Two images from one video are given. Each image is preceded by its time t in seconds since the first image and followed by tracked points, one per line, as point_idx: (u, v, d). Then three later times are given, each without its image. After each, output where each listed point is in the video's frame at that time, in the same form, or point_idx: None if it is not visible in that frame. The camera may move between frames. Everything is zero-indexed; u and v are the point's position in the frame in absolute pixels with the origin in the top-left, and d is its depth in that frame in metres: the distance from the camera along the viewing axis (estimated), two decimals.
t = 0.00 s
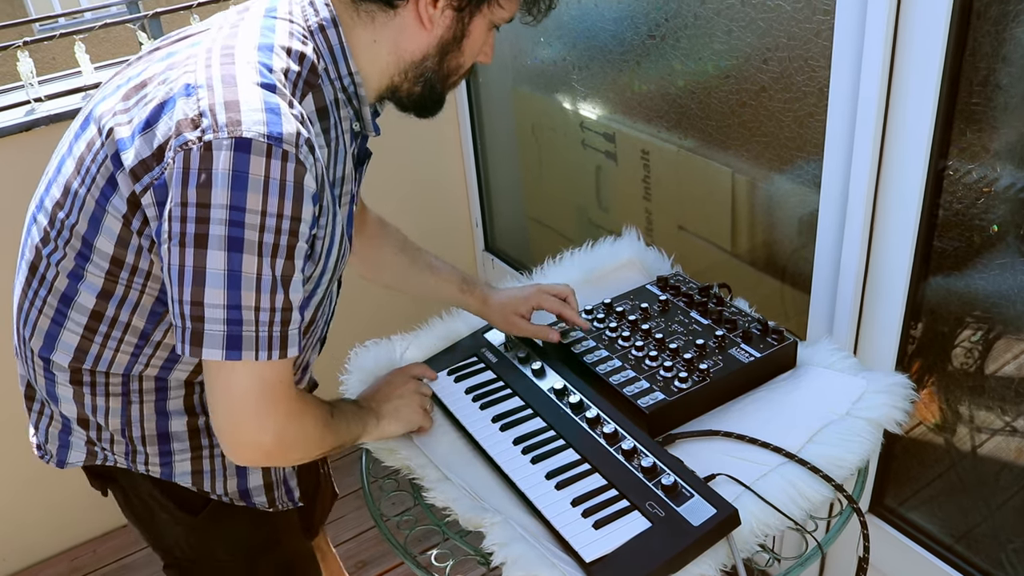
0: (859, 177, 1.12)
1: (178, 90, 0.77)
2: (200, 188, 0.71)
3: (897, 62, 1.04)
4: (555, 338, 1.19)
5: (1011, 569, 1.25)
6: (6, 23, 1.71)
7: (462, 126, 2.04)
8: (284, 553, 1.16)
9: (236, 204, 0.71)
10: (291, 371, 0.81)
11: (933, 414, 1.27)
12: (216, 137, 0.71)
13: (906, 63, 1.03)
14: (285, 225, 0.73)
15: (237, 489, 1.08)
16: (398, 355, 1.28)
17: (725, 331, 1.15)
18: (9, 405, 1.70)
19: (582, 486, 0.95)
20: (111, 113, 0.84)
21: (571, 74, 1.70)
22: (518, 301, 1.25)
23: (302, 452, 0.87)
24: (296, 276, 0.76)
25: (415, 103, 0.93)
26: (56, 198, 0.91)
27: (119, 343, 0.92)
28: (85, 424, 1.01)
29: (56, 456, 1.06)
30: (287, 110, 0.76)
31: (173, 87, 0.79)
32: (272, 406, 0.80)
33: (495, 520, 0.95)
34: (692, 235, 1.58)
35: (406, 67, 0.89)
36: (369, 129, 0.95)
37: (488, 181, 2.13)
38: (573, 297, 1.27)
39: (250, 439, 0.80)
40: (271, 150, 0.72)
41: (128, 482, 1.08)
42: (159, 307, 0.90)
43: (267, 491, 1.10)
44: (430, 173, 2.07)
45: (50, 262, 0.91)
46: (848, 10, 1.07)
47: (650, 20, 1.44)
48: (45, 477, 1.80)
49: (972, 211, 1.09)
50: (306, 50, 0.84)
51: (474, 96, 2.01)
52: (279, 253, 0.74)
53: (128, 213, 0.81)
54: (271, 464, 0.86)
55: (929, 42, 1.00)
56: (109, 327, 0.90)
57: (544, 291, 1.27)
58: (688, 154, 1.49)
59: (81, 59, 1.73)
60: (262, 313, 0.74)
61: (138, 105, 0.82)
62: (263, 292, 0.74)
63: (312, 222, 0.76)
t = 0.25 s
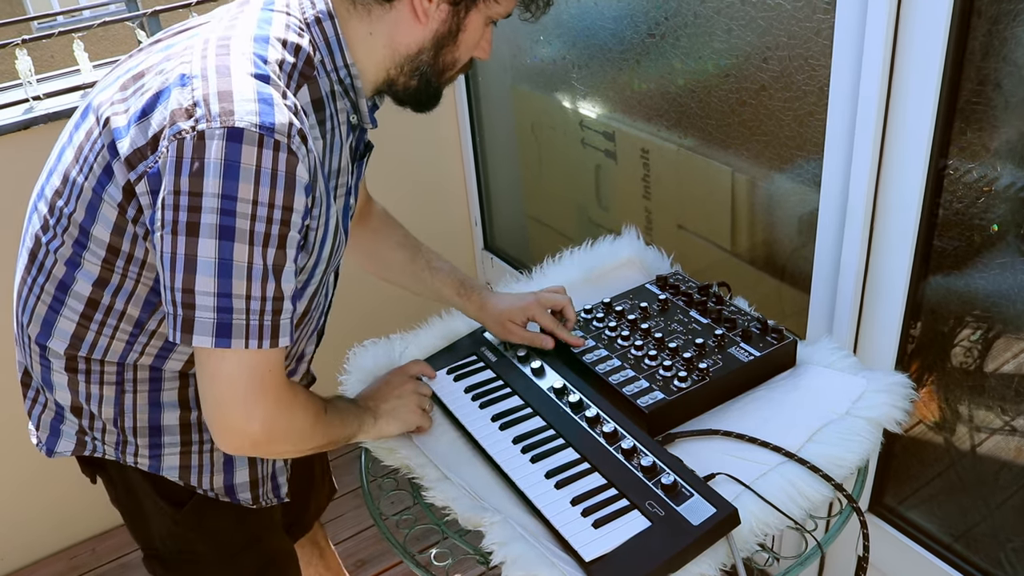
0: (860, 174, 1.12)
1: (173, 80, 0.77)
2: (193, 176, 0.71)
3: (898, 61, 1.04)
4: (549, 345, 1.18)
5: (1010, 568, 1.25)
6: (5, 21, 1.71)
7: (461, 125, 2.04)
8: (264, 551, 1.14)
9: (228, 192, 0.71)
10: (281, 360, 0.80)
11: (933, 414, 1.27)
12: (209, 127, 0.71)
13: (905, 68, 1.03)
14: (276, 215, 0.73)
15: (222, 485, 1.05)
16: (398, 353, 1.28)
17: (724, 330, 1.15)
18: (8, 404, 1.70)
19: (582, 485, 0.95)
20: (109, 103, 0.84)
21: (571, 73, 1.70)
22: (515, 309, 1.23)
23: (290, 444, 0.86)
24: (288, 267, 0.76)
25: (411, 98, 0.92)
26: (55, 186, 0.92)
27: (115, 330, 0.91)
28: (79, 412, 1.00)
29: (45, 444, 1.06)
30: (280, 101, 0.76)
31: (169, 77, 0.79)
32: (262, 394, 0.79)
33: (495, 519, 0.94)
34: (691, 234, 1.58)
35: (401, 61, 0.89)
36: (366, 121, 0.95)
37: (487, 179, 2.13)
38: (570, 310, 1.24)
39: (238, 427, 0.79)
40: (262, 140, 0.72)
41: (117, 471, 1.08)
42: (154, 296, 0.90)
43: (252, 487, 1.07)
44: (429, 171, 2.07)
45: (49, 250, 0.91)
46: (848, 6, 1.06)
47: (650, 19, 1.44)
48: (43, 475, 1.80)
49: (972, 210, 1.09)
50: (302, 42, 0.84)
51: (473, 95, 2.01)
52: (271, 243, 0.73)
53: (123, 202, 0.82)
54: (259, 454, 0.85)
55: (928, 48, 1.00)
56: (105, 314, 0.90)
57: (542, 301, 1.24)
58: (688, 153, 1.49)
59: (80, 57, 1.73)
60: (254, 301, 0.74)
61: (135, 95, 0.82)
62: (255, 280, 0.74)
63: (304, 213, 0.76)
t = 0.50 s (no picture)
0: (859, 174, 1.12)
1: (167, 78, 0.77)
2: (184, 174, 0.71)
3: (898, 60, 1.04)
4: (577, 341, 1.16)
5: (1008, 568, 1.25)
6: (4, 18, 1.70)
7: (461, 124, 2.04)
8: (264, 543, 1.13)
9: (219, 189, 0.71)
10: (273, 356, 0.80)
11: (932, 414, 1.27)
12: (201, 125, 0.71)
13: (905, 68, 1.03)
14: (267, 212, 0.73)
15: (218, 477, 1.06)
16: (399, 350, 1.28)
17: (724, 330, 1.15)
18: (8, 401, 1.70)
19: (581, 484, 0.95)
20: (105, 99, 0.84)
21: (571, 72, 1.70)
22: (536, 293, 1.24)
23: (281, 440, 0.86)
24: (279, 264, 0.76)
25: (404, 96, 0.91)
26: (52, 180, 0.92)
27: (110, 323, 0.92)
28: (75, 403, 1.00)
29: (42, 434, 1.06)
30: (272, 99, 0.76)
31: (162, 75, 0.79)
32: (252, 390, 0.79)
33: (495, 518, 0.94)
34: (691, 233, 1.58)
35: (395, 60, 0.88)
36: (361, 119, 0.95)
37: (487, 178, 2.13)
38: (583, 308, 1.23)
39: (227, 421, 0.79)
40: (253, 138, 0.72)
41: (114, 462, 1.08)
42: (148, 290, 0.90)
43: (248, 480, 1.08)
44: (429, 170, 2.07)
45: (46, 243, 0.91)
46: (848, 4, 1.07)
47: (650, 18, 1.44)
48: (42, 473, 1.80)
49: (972, 210, 1.09)
50: (296, 40, 0.84)
51: (473, 94, 2.02)
52: (262, 240, 0.73)
53: (117, 196, 0.81)
54: (248, 451, 0.85)
55: (928, 47, 1.00)
56: (100, 308, 0.90)
57: (562, 291, 1.24)
58: (688, 152, 1.49)
59: (80, 54, 1.73)
60: (244, 298, 0.74)
61: (131, 92, 0.81)
62: (246, 277, 0.74)
63: (295, 210, 0.76)
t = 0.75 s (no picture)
0: (859, 173, 1.12)
1: (162, 77, 0.78)
2: (178, 172, 0.71)
3: (897, 60, 1.04)
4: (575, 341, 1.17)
5: (1006, 567, 1.25)
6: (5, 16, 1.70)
7: (461, 123, 2.04)
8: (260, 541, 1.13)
9: (211, 188, 0.71)
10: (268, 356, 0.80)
11: (931, 413, 1.27)
12: (194, 124, 0.72)
13: (905, 66, 1.04)
14: (260, 211, 0.73)
15: (214, 473, 1.05)
16: (398, 349, 1.28)
17: (723, 329, 1.15)
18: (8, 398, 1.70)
19: (580, 482, 0.95)
20: (101, 97, 0.84)
21: (571, 71, 1.70)
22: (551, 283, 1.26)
23: (275, 438, 0.86)
24: (272, 263, 0.76)
25: (402, 96, 0.91)
26: (49, 177, 0.92)
27: (106, 320, 0.92)
28: (71, 398, 1.00)
29: (41, 429, 1.06)
30: (265, 99, 0.76)
31: (158, 74, 0.79)
32: (246, 389, 0.79)
33: (494, 516, 0.95)
34: (691, 233, 1.58)
35: (391, 60, 0.89)
36: (357, 119, 0.95)
37: (487, 177, 2.13)
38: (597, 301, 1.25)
39: (221, 419, 0.80)
40: (246, 137, 0.72)
41: (110, 457, 1.08)
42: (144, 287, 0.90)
43: (243, 476, 1.08)
44: (429, 169, 2.07)
45: (43, 240, 0.91)
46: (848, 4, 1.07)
47: (651, 18, 1.44)
48: (41, 470, 1.80)
49: (971, 210, 1.10)
50: (291, 40, 0.84)
51: (474, 93, 2.02)
52: (254, 239, 0.74)
53: (112, 195, 0.82)
54: (243, 449, 0.85)
55: (929, 44, 1.00)
56: (96, 304, 0.90)
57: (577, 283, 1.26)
58: (688, 152, 1.49)
59: (80, 52, 1.73)
60: (236, 297, 0.74)
61: (126, 90, 0.82)
62: (238, 276, 0.74)
63: (289, 210, 0.76)
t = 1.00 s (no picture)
0: (858, 173, 1.13)
1: (162, 79, 0.78)
2: (178, 174, 0.71)
3: (896, 61, 1.04)
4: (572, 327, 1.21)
5: (1005, 567, 1.25)
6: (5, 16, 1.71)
7: (461, 124, 2.05)
8: (259, 542, 1.13)
9: (211, 190, 0.72)
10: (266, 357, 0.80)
11: (930, 413, 1.27)
12: (195, 126, 0.72)
13: (904, 67, 1.04)
14: (259, 213, 0.73)
15: (213, 474, 1.05)
16: (398, 348, 1.29)
17: (722, 329, 1.15)
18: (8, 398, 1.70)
19: (579, 482, 0.96)
20: (102, 98, 0.85)
21: (571, 71, 1.70)
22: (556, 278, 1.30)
23: (275, 439, 0.86)
24: (271, 265, 0.76)
25: (403, 98, 0.92)
26: (50, 177, 0.92)
27: (106, 320, 0.92)
28: (71, 399, 1.00)
29: (40, 429, 1.06)
30: (266, 102, 0.76)
31: (158, 75, 0.79)
32: (244, 390, 0.79)
33: (493, 515, 0.95)
34: (690, 232, 1.58)
35: (391, 63, 0.89)
36: (357, 122, 0.95)
37: (487, 177, 2.13)
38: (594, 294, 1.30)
39: (219, 420, 0.80)
40: (246, 140, 0.72)
41: (110, 457, 1.09)
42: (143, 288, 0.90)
43: (243, 477, 1.08)
44: (428, 169, 2.07)
45: (43, 240, 0.92)
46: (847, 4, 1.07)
47: (650, 18, 1.44)
48: (41, 470, 1.80)
49: (970, 209, 1.10)
50: (292, 43, 0.85)
51: (473, 93, 2.02)
52: (254, 241, 0.74)
53: (113, 196, 0.82)
54: (243, 451, 0.85)
55: (927, 43, 1.00)
56: (96, 304, 0.91)
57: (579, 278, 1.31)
58: (688, 152, 1.49)
59: (81, 52, 1.73)
60: (234, 299, 0.74)
61: (127, 91, 0.82)
62: (237, 278, 0.74)
63: (289, 212, 0.76)
